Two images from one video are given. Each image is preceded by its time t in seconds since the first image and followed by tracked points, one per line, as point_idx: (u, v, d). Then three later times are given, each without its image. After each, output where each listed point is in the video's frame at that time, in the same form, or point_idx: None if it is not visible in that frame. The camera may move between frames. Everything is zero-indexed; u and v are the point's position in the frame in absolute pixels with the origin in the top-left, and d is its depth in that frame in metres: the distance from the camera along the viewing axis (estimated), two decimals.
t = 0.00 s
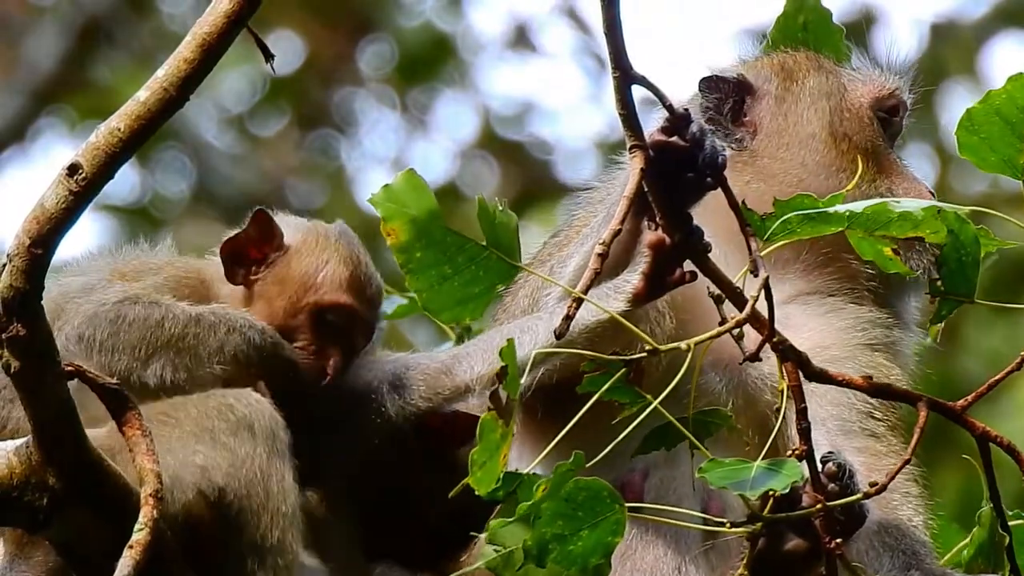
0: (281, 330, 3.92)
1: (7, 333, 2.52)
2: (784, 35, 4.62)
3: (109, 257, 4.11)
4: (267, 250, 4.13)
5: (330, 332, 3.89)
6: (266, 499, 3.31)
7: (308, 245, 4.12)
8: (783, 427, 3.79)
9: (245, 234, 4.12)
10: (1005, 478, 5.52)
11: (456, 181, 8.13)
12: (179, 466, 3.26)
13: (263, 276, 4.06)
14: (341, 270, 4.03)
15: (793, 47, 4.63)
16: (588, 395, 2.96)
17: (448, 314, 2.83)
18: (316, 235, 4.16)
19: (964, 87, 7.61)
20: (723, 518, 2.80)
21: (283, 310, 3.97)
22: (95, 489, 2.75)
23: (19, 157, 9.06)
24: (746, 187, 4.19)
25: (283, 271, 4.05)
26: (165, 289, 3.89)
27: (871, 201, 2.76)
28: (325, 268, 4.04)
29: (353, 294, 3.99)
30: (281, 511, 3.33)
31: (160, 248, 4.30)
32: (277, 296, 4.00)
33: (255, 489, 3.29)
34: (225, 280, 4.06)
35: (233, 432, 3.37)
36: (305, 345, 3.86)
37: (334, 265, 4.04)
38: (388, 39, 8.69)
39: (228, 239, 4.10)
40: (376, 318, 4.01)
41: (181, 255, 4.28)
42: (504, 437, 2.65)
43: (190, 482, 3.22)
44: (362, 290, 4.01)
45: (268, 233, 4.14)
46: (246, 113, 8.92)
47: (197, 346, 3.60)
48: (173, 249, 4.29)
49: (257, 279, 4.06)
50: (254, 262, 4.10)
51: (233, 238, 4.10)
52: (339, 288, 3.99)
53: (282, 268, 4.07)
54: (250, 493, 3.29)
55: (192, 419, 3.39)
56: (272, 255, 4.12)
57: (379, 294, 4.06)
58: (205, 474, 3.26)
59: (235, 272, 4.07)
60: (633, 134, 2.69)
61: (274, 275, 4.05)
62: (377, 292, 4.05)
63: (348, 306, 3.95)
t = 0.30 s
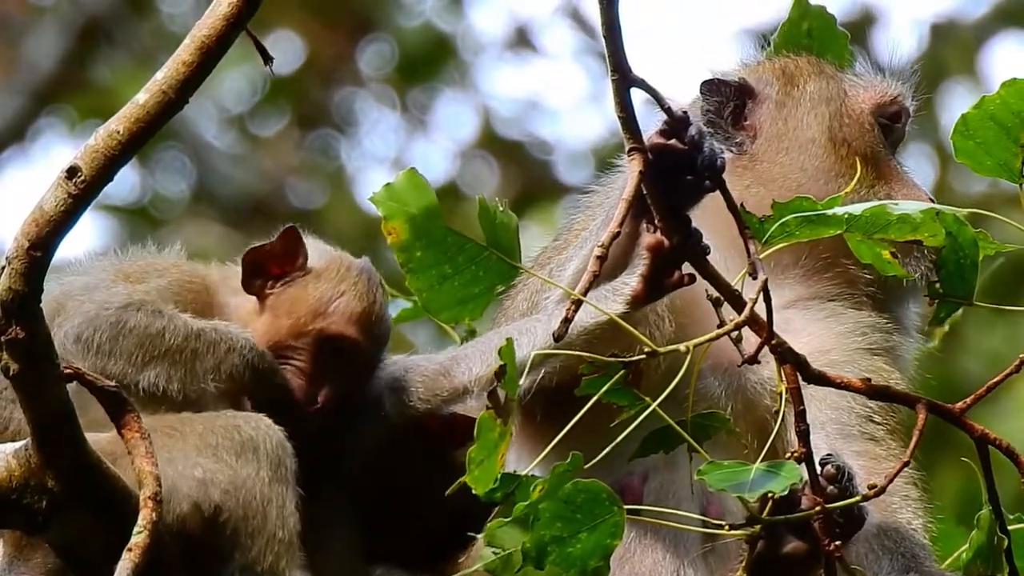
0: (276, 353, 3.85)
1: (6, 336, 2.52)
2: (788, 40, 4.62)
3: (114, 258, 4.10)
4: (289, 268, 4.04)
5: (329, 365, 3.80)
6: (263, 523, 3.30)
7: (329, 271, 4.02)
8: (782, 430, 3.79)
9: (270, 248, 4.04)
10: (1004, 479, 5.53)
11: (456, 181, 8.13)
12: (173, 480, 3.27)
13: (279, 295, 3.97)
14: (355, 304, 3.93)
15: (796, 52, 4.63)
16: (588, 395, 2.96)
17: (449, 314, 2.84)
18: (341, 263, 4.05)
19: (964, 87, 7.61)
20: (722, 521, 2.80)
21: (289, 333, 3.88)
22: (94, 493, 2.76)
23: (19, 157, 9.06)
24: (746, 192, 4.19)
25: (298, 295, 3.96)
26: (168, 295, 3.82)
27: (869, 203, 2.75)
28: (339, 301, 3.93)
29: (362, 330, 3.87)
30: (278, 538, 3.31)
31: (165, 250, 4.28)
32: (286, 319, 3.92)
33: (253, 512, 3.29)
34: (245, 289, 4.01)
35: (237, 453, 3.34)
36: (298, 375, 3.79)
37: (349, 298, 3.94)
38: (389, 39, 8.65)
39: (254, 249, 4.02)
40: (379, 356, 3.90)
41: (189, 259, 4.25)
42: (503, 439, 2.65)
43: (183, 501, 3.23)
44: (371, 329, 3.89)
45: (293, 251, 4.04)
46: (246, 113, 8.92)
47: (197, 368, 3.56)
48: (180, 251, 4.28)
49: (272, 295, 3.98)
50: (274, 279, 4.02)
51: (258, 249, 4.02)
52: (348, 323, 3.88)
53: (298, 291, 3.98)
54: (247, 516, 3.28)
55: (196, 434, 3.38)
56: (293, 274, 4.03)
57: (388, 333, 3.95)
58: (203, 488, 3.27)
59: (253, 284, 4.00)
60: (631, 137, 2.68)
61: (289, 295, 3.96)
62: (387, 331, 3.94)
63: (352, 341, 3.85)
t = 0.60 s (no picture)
0: (261, 367, 3.81)
1: (5, 338, 2.51)
2: (780, 39, 4.53)
3: (107, 262, 4.08)
4: (269, 283, 4.03)
5: (314, 378, 3.78)
6: (261, 526, 3.30)
7: (311, 283, 4.02)
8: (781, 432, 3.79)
9: (247, 264, 4.02)
10: (1003, 480, 5.53)
11: (456, 181, 8.13)
12: (169, 482, 3.27)
13: (259, 309, 3.96)
14: (337, 315, 3.91)
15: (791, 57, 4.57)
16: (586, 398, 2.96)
17: (448, 317, 2.84)
18: (321, 274, 4.04)
19: (964, 87, 7.60)
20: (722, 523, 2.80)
21: (271, 346, 3.86)
22: (94, 494, 2.76)
23: (19, 158, 9.06)
24: (747, 197, 4.21)
25: (277, 309, 3.96)
26: (157, 299, 3.85)
27: (867, 205, 2.76)
28: (321, 312, 3.92)
29: (344, 342, 3.86)
30: (276, 541, 3.31)
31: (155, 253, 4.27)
32: (268, 332, 3.90)
33: (250, 516, 3.29)
34: (223, 305, 3.99)
35: (235, 458, 3.34)
36: (283, 389, 3.76)
37: (331, 309, 3.92)
38: (389, 39, 8.66)
39: (232, 265, 4.01)
40: (364, 367, 3.88)
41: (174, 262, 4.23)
42: (503, 442, 2.65)
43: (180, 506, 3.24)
44: (355, 340, 3.88)
45: (272, 266, 4.03)
46: (246, 113, 8.91)
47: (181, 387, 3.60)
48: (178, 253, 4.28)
49: (252, 309, 3.97)
50: (254, 294, 4.01)
51: (236, 265, 4.01)
52: (330, 335, 3.87)
53: (277, 305, 3.97)
54: (244, 519, 3.28)
55: (195, 439, 3.38)
56: (273, 288, 4.02)
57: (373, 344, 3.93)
58: (200, 491, 3.27)
59: (232, 300, 3.98)
60: (630, 139, 2.69)
61: (269, 310, 3.96)
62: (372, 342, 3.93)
63: (335, 354, 3.83)
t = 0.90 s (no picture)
0: (253, 371, 3.85)
1: (5, 339, 2.51)
2: (784, 39, 4.58)
3: (103, 264, 4.08)
4: (269, 287, 4.02)
5: (306, 386, 3.81)
6: (259, 530, 3.29)
7: (310, 291, 3.99)
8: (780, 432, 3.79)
9: (249, 266, 4.01)
10: (1002, 480, 5.54)
11: (456, 181, 8.13)
12: (168, 484, 3.27)
13: (256, 313, 3.96)
14: (334, 325, 3.90)
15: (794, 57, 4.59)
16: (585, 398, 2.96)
17: (447, 317, 2.84)
18: (321, 282, 4.02)
19: (964, 87, 7.60)
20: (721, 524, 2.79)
21: (266, 352, 3.88)
22: (94, 495, 2.76)
23: (18, 158, 9.06)
24: (748, 200, 4.21)
25: (275, 314, 3.96)
26: (153, 302, 3.87)
27: (866, 205, 2.76)
28: (317, 321, 3.91)
29: (338, 352, 3.86)
30: (276, 544, 3.30)
31: (152, 254, 4.27)
32: (263, 338, 3.91)
33: (247, 519, 3.29)
34: (222, 305, 3.98)
35: (233, 463, 3.34)
36: (274, 394, 3.80)
37: (328, 319, 3.91)
38: (389, 39, 8.66)
39: (233, 266, 4.00)
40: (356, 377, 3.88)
41: (172, 264, 4.23)
42: (502, 442, 2.65)
43: (178, 509, 3.24)
44: (349, 350, 3.87)
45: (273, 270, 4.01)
46: (246, 113, 8.91)
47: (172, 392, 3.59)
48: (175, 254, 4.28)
49: (250, 312, 3.96)
50: (252, 296, 4.00)
51: (236, 266, 4.00)
52: (325, 345, 3.87)
53: (275, 310, 3.97)
54: (242, 522, 3.28)
55: (194, 443, 3.38)
56: (272, 293, 4.01)
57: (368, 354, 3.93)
58: (198, 493, 3.28)
59: (231, 301, 3.97)
60: (628, 139, 2.69)
61: (266, 314, 3.95)
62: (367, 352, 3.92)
63: (328, 363, 3.84)
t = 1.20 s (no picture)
0: (250, 370, 3.84)
1: (4, 337, 2.51)
2: (774, 37, 4.52)
3: (100, 263, 4.08)
4: (268, 286, 4.00)
5: (304, 384, 3.79)
6: (257, 526, 3.29)
7: (309, 290, 3.96)
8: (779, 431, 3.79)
9: (248, 265, 4.00)
10: (1002, 480, 5.54)
11: (456, 181, 8.13)
12: (167, 481, 3.28)
13: (254, 313, 3.94)
14: (331, 325, 3.87)
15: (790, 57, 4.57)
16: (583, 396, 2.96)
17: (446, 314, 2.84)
18: (320, 282, 3.99)
19: (964, 87, 7.60)
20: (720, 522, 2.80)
21: (264, 351, 3.87)
22: (94, 493, 2.76)
23: (18, 158, 9.06)
24: (748, 198, 4.21)
25: (273, 313, 3.94)
26: (147, 301, 3.87)
27: (865, 203, 2.76)
28: (315, 321, 3.89)
29: (335, 351, 3.84)
30: (274, 541, 3.29)
31: (147, 253, 4.27)
32: (261, 337, 3.89)
33: (246, 516, 3.29)
34: (221, 305, 3.97)
35: (232, 461, 3.34)
36: (270, 393, 3.79)
37: (326, 319, 3.88)
38: (389, 39, 8.67)
39: (232, 265, 3.99)
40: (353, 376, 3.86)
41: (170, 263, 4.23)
42: (501, 440, 2.65)
43: (177, 507, 3.25)
44: (346, 349, 3.84)
45: (272, 269, 4.00)
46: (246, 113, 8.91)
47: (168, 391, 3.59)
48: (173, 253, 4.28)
49: (248, 312, 3.95)
50: (252, 296, 3.99)
51: (236, 265, 3.99)
52: (322, 344, 3.84)
53: (273, 309, 3.95)
54: (240, 519, 3.28)
55: (192, 440, 3.38)
56: (271, 292, 4.00)
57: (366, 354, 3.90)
58: (196, 491, 3.28)
59: (230, 300, 3.96)
60: (626, 136, 2.69)
61: (265, 314, 3.94)
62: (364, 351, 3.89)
63: (325, 362, 3.81)
